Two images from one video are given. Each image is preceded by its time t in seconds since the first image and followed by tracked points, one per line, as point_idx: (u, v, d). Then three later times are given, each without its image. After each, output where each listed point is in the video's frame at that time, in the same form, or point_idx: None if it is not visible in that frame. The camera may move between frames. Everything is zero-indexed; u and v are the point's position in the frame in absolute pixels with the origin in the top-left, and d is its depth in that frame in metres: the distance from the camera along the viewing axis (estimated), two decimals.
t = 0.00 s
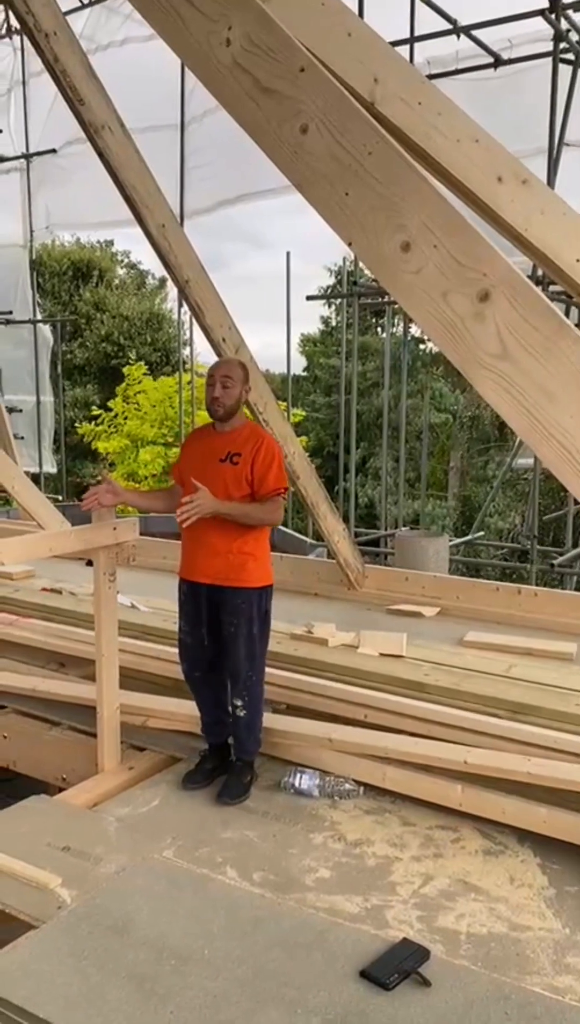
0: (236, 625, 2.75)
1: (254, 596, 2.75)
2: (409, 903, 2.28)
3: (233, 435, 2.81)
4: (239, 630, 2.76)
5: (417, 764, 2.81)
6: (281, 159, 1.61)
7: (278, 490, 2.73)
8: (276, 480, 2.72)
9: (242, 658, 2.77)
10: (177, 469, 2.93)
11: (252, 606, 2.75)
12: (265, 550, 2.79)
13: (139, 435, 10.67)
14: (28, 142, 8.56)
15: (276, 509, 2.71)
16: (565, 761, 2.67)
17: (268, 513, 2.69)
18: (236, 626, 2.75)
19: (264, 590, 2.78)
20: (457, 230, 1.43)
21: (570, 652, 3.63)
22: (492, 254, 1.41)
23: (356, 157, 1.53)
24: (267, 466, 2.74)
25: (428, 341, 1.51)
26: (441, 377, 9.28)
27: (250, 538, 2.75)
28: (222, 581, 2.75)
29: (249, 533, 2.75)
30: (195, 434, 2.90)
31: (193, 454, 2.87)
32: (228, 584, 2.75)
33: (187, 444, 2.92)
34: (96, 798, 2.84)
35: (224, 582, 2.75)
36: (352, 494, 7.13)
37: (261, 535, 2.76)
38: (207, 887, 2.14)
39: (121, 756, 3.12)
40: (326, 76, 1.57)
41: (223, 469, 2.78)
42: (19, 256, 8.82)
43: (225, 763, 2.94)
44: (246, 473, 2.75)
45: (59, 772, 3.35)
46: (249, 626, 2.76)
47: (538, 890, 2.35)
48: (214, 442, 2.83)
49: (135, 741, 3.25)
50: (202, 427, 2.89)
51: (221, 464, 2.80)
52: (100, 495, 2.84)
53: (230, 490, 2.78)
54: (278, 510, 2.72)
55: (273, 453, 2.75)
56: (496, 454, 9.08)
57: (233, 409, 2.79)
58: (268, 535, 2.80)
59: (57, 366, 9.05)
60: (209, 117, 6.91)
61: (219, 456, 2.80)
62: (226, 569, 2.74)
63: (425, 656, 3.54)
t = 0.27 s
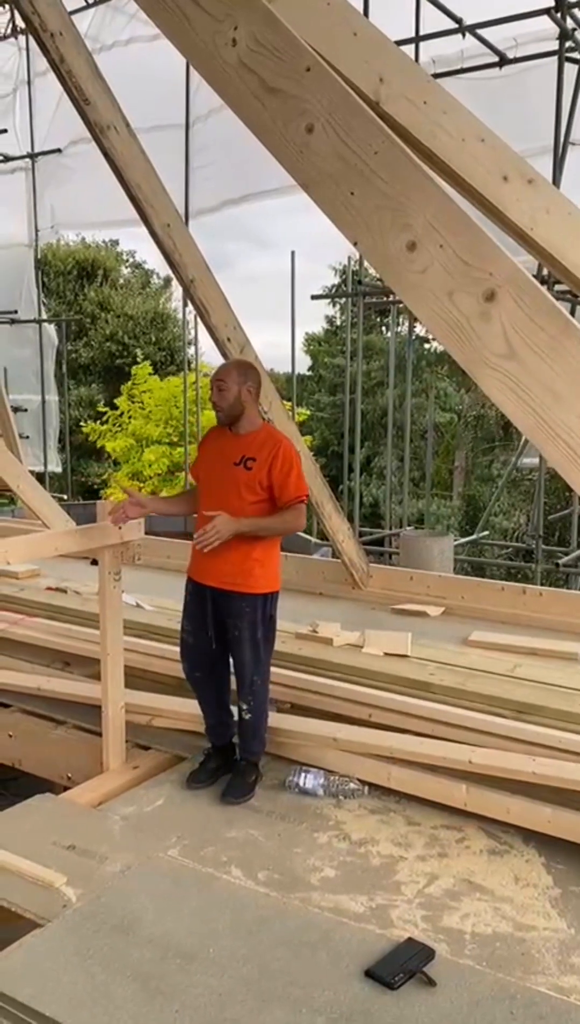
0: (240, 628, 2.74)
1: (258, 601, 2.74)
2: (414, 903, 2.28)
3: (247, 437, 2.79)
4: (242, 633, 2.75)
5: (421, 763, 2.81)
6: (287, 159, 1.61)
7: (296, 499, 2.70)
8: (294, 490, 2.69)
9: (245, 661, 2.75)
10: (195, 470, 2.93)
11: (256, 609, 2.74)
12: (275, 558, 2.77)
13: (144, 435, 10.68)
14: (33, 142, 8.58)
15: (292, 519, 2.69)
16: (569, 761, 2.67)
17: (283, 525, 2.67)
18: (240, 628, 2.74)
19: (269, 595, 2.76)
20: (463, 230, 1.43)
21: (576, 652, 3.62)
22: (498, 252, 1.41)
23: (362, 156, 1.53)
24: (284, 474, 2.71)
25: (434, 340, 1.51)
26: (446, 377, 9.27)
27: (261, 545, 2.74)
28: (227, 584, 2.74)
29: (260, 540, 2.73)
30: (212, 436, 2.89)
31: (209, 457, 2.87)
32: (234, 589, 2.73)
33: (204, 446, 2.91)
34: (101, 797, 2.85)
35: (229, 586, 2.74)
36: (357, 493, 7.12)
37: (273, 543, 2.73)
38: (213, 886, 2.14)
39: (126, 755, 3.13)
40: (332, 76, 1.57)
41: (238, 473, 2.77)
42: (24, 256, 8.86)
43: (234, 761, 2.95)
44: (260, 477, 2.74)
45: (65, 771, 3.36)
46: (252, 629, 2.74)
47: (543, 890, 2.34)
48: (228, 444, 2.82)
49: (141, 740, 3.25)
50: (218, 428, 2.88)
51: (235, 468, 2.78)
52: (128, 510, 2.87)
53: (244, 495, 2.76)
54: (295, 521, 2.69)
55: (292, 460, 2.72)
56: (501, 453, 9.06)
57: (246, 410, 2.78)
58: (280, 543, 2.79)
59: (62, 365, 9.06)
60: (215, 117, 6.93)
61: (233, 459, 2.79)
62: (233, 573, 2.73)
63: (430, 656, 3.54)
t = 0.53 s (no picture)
0: (239, 628, 2.75)
1: (258, 603, 2.74)
2: (417, 902, 2.29)
3: (253, 437, 2.79)
4: (241, 632, 2.75)
5: (425, 763, 2.81)
6: (291, 160, 1.62)
7: (303, 505, 2.68)
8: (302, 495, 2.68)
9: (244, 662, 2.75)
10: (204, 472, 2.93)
11: (254, 610, 2.74)
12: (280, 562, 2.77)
13: (148, 435, 10.69)
14: (37, 142, 8.59)
15: (297, 525, 2.67)
16: (573, 761, 2.66)
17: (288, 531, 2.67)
18: (239, 628, 2.75)
19: (270, 596, 2.76)
20: (466, 229, 1.43)
21: None
22: (501, 252, 1.41)
23: (365, 156, 1.53)
24: (290, 479, 2.70)
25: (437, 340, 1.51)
26: (450, 377, 9.28)
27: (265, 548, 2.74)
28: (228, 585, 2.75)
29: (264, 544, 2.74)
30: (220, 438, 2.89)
31: (217, 459, 2.87)
32: (234, 589, 2.74)
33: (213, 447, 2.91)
34: (105, 796, 2.86)
35: (230, 587, 2.75)
36: (361, 493, 7.12)
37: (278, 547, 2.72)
38: (217, 886, 2.14)
39: (130, 755, 3.13)
40: (336, 77, 1.57)
41: (244, 475, 2.76)
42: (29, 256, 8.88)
43: (241, 760, 2.95)
44: (265, 480, 2.74)
45: (69, 772, 3.36)
46: (249, 629, 2.75)
47: (547, 890, 2.34)
48: (234, 444, 2.82)
49: (145, 740, 3.25)
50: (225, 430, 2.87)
51: (241, 470, 2.78)
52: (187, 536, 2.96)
53: (250, 497, 2.76)
54: (301, 526, 2.68)
55: (299, 464, 2.70)
56: (505, 453, 9.06)
57: (252, 411, 2.77)
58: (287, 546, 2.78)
59: (66, 365, 9.08)
60: (219, 117, 6.95)
61: (239, 461, 2.79)
62: (234, 574, 2.74)
63: (433, 655, 3.54)
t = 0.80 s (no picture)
0: (238, 627, 2.76)
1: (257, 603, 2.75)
2: (421, 903, 2.29)
3: (258, 438, 2.80)
4: (241, 632, 2.76)
5: (429, 763, 2.81)
6: (295, 162, 1.62)
7: (303, 505, 2.68)
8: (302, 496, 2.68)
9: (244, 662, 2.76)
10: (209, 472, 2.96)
11: (253, 611, 2.75)
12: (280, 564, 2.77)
13: (153, 435, 10.71)
14: (43, 142, 8.61)
15: (295, 524, 2.67)
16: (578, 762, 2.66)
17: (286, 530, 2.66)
18: (239, 628, 2.76)
19: (268, 598, 2.76)
20: (470, 231, 1.44)
21: None
22: (505, 254, 1.42)
23: (370, 158, 1.53)
24: (291, 479, 2.70)
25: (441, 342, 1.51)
26: (455, 377, 9.27)
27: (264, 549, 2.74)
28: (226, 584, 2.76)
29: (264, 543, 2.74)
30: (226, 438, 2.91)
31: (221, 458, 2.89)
32: (232, 588, 2.75)
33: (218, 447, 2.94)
34: (110, 795, 2.87)
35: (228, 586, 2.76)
36: (366, 494, 7.12)
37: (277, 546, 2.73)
38: (221, 885, 2.15)
39: (135, 754, 3.15)
40: (340, 80, 1.58)
41: (247, 474, 2.78)
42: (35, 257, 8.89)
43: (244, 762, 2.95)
44: (267, 479, 2.75)
45: (73, 772, 3.37)
46: (248, 629, 2.76)
47: (551, 891, 2.35)
48: (239, 445, 2.84)
49: (149, 740, 3.26)
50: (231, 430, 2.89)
51: (244, 470, 2.80)
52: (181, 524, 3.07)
53: (251, 496, 2.78)
54: (300, 527, 2.67)
55: (300, 465, 2.70)
56: (509, 454, 9.05)
57: (256, 412, 2.78)
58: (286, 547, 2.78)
59: (71, 365, 9.09)
60: (225, 118, 6.96)
61: (243, 461, 2.80)
62: (232, 573, 2.75)
63: (438, 656, 3.54)
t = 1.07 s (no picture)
0: (240, 628, 2.77)
1: (258, 602, 2.75)
2: (427, 903, 2.29)
3: (257, 437, 2.80)
4: (243, 632, 2.77)
5: (434, 764, 2.81)
6: (302, 163, 1.63)
7: (298, 501, 2.67)
8: (298, 492, 2.68)
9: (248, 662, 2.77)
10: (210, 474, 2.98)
11: (255, 610, 2.75)
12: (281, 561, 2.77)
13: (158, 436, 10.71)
14: (49, 143, 8.64)
15: (291, 519, 2.67)
16: None
17: (281, 524, 2.66)
18: (241, 629, 2.77)
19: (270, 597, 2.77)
20: (476, 232, 1.44)
21: None
22: (511, 255, 1.42)
23: (377, 159, 1.54)
24: (288, 475, 2.70)
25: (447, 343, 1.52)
26: (461, 378, 9.26)
27: (263, 546, 2.75)
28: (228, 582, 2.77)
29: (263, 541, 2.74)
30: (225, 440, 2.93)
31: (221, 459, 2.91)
32: (232, 587, 2.76)
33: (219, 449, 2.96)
34: (116, 795, 2.87)
35: (229, 584, 2.77)
36: (371, 495, 7.11)
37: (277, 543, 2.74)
38: (227, 885, 2.15)
39: (141, 755, 3.15)
40: (347, 80, 1.59)
41: (244, 473, 2.79)
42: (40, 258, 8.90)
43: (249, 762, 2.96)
44: (264, 477, 2.75)
45: (79, 771, 3.38)
46: (249, 629, 2.76)
47: (557, 892, 2.35)
48: (238, 444, 2.84)
49: (155, 740, 3.27)
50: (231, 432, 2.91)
51: (242, 469, 2.81)
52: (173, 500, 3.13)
53: (249, 493, 2.78)
54: (297, 522, 2.67)
55: (296, 462, 2.70)
56: (514, 455, 9.04)
57: (253, 411, 2.79)
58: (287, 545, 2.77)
59: (77, 366, 9.12)
60: (230, 120, 6.97)
61: (241, 460, 2.81)
62: (233, 573, 2.76)
63: (443, 657, 3.54)
